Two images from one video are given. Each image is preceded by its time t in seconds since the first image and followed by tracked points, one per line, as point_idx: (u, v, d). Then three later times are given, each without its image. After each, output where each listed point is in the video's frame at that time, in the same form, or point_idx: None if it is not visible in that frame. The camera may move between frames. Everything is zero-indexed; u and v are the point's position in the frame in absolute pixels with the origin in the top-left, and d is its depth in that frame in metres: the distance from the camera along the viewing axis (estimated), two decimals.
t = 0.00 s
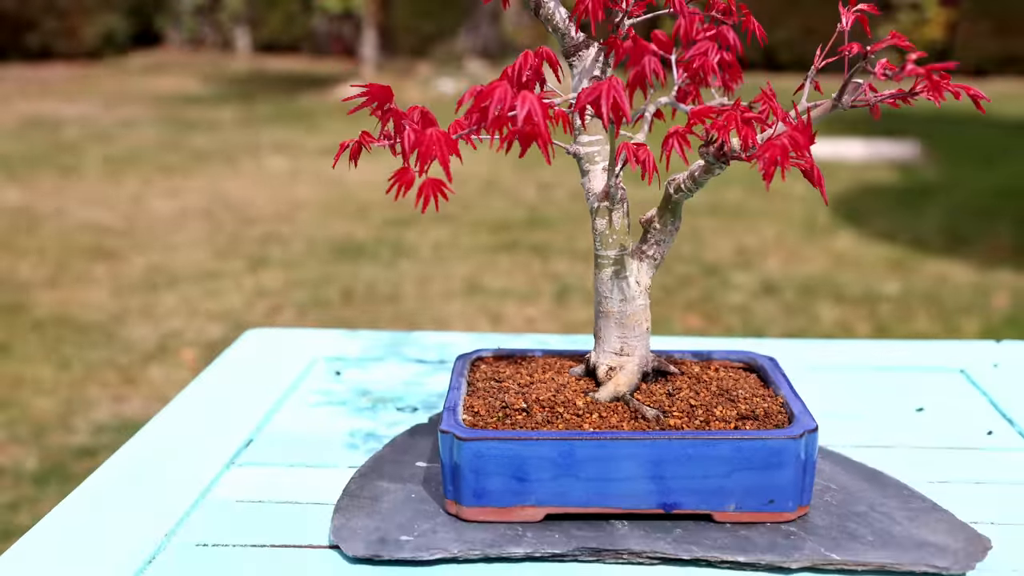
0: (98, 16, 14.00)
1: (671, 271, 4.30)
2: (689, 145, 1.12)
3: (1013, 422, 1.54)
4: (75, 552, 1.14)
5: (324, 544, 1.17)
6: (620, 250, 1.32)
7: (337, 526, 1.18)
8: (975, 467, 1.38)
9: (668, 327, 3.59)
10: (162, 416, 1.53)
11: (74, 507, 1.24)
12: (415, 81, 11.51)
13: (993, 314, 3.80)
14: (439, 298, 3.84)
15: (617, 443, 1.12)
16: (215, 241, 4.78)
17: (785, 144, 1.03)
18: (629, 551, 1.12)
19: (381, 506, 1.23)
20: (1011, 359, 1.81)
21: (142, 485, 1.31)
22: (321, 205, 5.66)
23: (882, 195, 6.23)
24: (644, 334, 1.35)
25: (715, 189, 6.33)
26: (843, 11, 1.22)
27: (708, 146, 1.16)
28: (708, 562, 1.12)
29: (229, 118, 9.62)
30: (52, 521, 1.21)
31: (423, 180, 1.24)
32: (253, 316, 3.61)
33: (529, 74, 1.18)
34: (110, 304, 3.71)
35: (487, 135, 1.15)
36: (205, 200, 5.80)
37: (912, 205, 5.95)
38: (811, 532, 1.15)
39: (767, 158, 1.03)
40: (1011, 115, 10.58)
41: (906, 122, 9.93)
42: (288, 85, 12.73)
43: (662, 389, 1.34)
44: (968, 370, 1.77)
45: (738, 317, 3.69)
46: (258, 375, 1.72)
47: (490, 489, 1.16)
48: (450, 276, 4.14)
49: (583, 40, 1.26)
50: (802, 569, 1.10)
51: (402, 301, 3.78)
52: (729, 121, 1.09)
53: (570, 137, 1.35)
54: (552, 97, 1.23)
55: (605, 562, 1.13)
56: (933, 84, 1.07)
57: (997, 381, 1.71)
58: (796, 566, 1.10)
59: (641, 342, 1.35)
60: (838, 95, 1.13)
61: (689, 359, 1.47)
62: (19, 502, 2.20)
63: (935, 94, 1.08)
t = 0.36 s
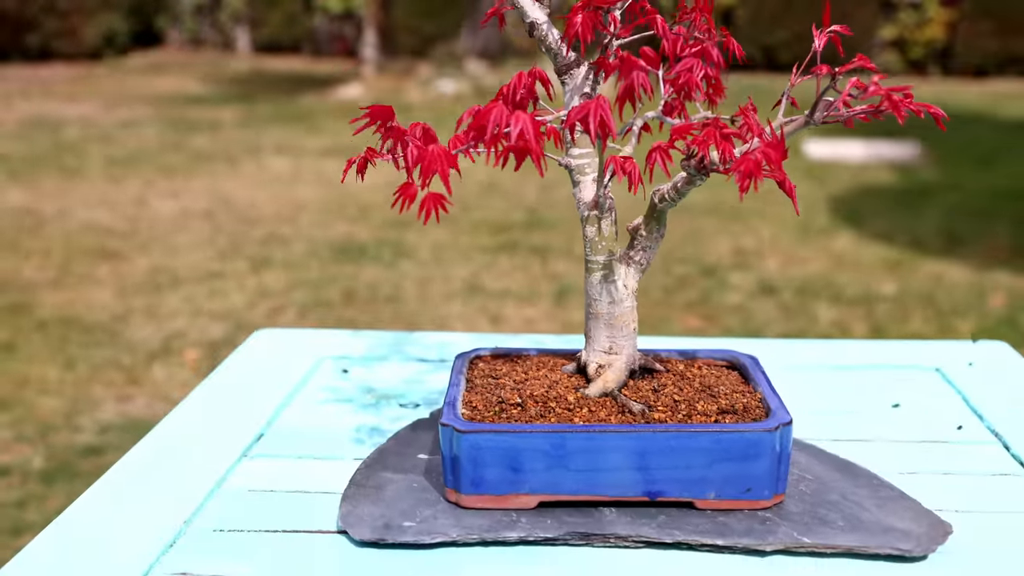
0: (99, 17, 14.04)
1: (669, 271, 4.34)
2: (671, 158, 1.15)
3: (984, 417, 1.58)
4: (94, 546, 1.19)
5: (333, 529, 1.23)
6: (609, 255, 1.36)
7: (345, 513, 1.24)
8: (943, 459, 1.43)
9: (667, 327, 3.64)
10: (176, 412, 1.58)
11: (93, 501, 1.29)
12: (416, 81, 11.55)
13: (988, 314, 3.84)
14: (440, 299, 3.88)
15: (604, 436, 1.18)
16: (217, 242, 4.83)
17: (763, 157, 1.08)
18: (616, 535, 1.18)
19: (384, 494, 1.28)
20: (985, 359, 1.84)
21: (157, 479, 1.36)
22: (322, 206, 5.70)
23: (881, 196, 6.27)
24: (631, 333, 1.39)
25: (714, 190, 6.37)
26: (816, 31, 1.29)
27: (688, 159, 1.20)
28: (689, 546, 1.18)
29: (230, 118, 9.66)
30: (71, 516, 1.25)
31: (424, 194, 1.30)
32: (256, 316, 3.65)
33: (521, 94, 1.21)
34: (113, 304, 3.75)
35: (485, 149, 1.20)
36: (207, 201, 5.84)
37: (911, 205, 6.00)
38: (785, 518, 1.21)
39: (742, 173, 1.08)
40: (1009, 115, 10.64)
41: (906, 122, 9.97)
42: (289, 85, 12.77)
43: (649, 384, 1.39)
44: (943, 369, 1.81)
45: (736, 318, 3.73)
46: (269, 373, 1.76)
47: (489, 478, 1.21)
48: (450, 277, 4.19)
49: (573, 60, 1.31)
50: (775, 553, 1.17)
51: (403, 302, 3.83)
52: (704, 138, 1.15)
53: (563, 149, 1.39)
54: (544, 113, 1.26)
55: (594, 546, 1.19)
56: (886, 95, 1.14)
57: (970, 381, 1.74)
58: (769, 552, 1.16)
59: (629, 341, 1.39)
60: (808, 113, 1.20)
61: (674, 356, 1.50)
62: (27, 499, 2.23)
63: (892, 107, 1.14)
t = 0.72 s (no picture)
0: (100, 17, 14.07)
1: (667, 272, 4.39)
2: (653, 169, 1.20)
3: (950, 411, 1.64)
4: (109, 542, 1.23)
5: (340, 513, 1.31)
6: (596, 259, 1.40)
7: (351, 497, 1.31)
8: (911, 450, 1.49)
9: (665, 327, 3.68)
10: (186, 411, 1.62)
11: (106, 499, 1.33)
12: (417, 81, 11.60)
13: (983, 314, 3.89)
14: (440, 299, 3.93)
15: (591, 427, 1.25)
16: (220, 243, 4.87)
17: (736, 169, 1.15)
18: (601, 518, 1.26)
19: (387, 481, 1.35)
20: (956, 357, 1.89)
21: (168, 477, 1.40)
22: (324, 207, 5.75)
23: (879, 197, 6.32)
24: (616, 332, 1.44)
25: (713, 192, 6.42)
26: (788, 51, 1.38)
27: (668, 171, 1.26)
28: (668, 527, 1.26)
29: (231, 119, 9.70)
30: (85, 513, 1.30)
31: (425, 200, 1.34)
32: (258, 316, 3.70)
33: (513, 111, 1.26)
34: (117, 304, 3.80)
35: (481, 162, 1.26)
36: (209, 202, 5.89)
37: (909, 207, 6.04)
38: (758, 503, 1.28)
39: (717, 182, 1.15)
40: (1008, 116, 10.69)
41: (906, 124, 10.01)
42: (290, 86, 12.80)
43: (633, 379, 1.45)
44: (916, 366, 1.86)
45: (733, 318, 3.78)
46: (277, 370, 1.81)
47: (485, 464, 1.28)
48: (451, 277, 4.24)
49: (563, 76, 1.35)
50: (749, 533, 1.24)
51: (404, 302, 3.88)
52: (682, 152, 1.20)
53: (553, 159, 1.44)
54: (535, 131, 1.30)
55: (581, 528, 1.27)
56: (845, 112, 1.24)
57: (941, 379, 1.79)
58: (742, 533, 1.24)
59: (614, 339, 1.44)
60: (780, 127, 1.29)
61: (657, 353, 1.55)
62: (36, 495, 2.28)
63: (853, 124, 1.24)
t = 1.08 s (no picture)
0: (102, 18, 14.12)
1: (666, 272, 4.45)
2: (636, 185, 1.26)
3: (920, 405, 1.69)
4: (129, 536, 1.28)
5: (351, 498, 1.38)
6: (586, 265, 1.47)
7: (360, 484, 1.38)
8: (883, 442, 1.55)
9: (663, 328, 3.74)
10: (200, 409, 1.67)
11: (123, 493, 1.38)
12: (418, 83, 11.64)
13: (978, 315, 3.94)
14: (442, 299, 3.99)
15: (581, 418, 1.32)
16: (223, 244, 4.93)
17: (714, 184, 1.21)
18: (589, 503, 1.32)
19: (393, 468, 1.42)
20: (929, 355, 1.94)
21: (183, 472, 1.45)
22: (326, 208, 5.80)
23: (876, 199, 6.35)
24: (605, 332, 1.49)
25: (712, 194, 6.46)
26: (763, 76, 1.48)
27: (651, 184, 1.32)
28: (652, 511, 1.32)
29: (233, 121, 9.75)
30: (108, 505, 1.35)
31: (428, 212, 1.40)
32: (263, 317, 3.76)
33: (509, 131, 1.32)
34: (124, 305, 3.86)
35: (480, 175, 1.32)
36: (212, 203, 5.94)
37: (907, 208, 6.08)
38: (734, 489, 1.35)
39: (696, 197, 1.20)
40: (1007, 117, 10.72)
41: (906, 125, 10.05)
42: (291, 86, 12.84)
43: (621, 375, 1.50)
44: (891, 365, 1.91)
45: (730, 318, 3.84)
46: (288, 370, 1.87)
47: (484, 455, 1.35)
48: (452, 278, 4.29)
49: (555, 97, 1.42)
50: (725, 517, 1.31)
51: (405, 302, 3.94)
52: (665, 169, 1.27)
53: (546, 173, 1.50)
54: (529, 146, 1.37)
55: (571, 512, 1.33)
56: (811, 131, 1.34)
57: (915, 377, 1.83)
58: (719, 516, 1.31)
59: (603, 339, 1.49)
60: (753, 144, 1.38)
61: (644, 352, 1.61)
62: (48, 490, 2.33)
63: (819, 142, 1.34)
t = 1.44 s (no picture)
0: (107, 18, 14.18)
1: (666, 272, 4.51)
2: (623, 191, 1.33)
3: (889, 397, 1.76)
4: (152, 520, 1.33)
5: (361, 478, 1.45)
6: (578, 265, 1.53)
7: (370, 465, 1.45)
8: (856, 429, 1.62)
9: (663, 327, 3.80)
10: (218, 400, 1.73)
11: (146, 479, 1.44)
12: (421, 83, 11.70)
13: (973, 314, 4.00)
14: (445, 299, 4.05)
15: (572, 405, 1.38)
16: (229, 244, 4.99)
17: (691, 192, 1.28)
18: (580, 482, 1.39)
19: (400, 452, 1.48)
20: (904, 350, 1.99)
21: (202, 459, 1.50)
22: (329, 209, 5.87)
23: (876, 199, 6.41)
24: (595, 327, 1.56)
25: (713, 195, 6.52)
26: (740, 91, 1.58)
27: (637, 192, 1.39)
28: (637, 490, 1.39)
29: (238, 121, 9.81)
30: (139, 486, 1.42)
31: (434, 217, 1.47)
32: (269, 316, 3.83)
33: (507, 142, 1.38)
34: (132, 304, 3.93)
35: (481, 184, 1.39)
36: (217, 203, 6.01)
37: (907, 209, 6.13)
38: (712, 471, 1.42)
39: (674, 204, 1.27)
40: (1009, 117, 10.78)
41: (906, 125, 10.10)
42: (295, 87, 12.91)
43: (611, 366, 1.57)
44: (866, 359, 1.95)
45: (728, 318, 3.90)
46: (299, 362, 1.93)
47: (484, 439, 1.41)
48: (455, 278, 4.35)
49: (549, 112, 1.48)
50: (705, 495, 1.38)
51: (409, 302, 4.00)
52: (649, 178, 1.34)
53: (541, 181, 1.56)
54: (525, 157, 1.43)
55: (564, 492, 1.40)
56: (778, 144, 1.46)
57: (891, 370, 1.89)
58: (699, 494, 1.38)
59: (594, 333, 1.56)
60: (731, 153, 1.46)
61: (632, 345, 1.67)
62: (62, 483, 2.40)
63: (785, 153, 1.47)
